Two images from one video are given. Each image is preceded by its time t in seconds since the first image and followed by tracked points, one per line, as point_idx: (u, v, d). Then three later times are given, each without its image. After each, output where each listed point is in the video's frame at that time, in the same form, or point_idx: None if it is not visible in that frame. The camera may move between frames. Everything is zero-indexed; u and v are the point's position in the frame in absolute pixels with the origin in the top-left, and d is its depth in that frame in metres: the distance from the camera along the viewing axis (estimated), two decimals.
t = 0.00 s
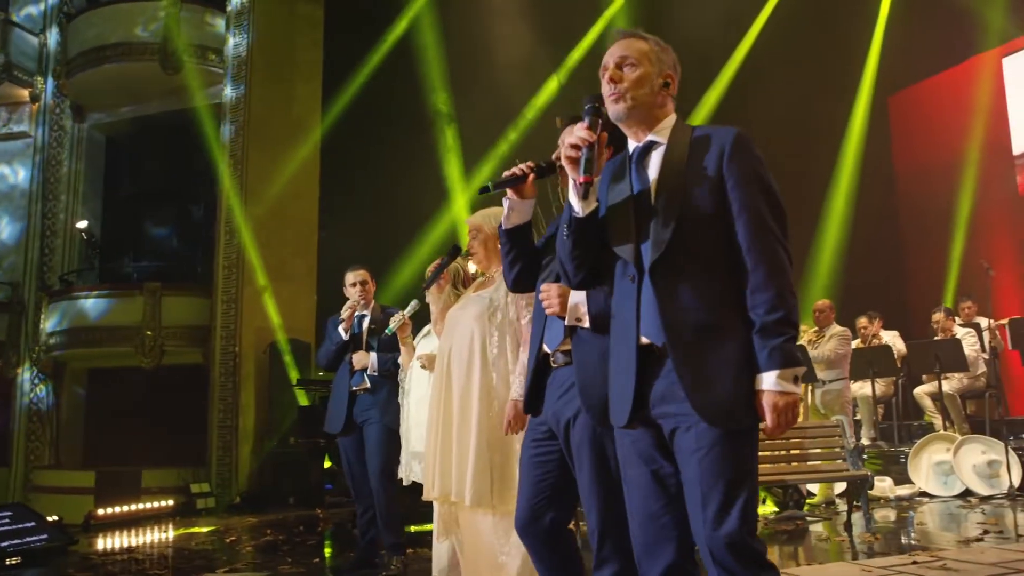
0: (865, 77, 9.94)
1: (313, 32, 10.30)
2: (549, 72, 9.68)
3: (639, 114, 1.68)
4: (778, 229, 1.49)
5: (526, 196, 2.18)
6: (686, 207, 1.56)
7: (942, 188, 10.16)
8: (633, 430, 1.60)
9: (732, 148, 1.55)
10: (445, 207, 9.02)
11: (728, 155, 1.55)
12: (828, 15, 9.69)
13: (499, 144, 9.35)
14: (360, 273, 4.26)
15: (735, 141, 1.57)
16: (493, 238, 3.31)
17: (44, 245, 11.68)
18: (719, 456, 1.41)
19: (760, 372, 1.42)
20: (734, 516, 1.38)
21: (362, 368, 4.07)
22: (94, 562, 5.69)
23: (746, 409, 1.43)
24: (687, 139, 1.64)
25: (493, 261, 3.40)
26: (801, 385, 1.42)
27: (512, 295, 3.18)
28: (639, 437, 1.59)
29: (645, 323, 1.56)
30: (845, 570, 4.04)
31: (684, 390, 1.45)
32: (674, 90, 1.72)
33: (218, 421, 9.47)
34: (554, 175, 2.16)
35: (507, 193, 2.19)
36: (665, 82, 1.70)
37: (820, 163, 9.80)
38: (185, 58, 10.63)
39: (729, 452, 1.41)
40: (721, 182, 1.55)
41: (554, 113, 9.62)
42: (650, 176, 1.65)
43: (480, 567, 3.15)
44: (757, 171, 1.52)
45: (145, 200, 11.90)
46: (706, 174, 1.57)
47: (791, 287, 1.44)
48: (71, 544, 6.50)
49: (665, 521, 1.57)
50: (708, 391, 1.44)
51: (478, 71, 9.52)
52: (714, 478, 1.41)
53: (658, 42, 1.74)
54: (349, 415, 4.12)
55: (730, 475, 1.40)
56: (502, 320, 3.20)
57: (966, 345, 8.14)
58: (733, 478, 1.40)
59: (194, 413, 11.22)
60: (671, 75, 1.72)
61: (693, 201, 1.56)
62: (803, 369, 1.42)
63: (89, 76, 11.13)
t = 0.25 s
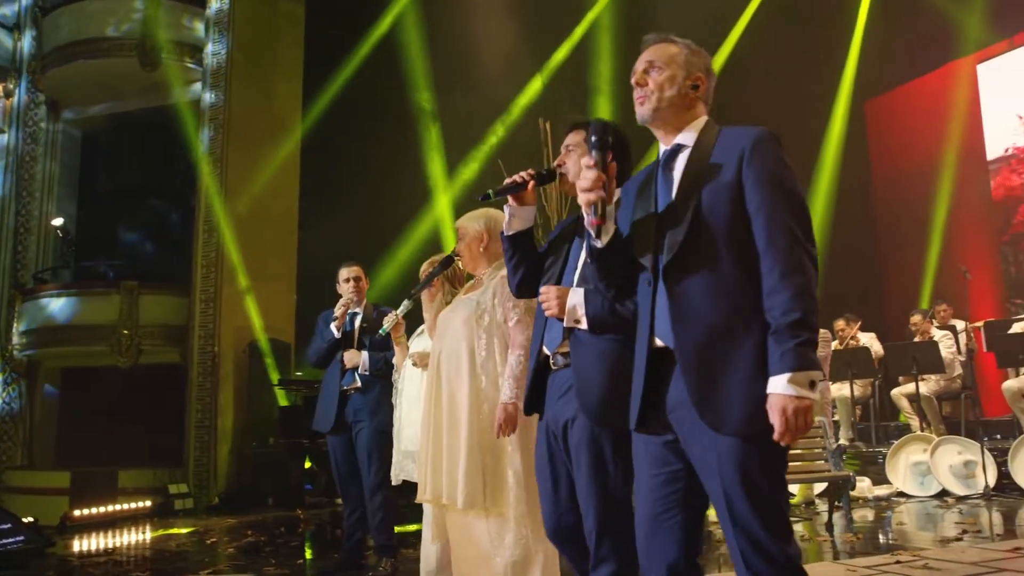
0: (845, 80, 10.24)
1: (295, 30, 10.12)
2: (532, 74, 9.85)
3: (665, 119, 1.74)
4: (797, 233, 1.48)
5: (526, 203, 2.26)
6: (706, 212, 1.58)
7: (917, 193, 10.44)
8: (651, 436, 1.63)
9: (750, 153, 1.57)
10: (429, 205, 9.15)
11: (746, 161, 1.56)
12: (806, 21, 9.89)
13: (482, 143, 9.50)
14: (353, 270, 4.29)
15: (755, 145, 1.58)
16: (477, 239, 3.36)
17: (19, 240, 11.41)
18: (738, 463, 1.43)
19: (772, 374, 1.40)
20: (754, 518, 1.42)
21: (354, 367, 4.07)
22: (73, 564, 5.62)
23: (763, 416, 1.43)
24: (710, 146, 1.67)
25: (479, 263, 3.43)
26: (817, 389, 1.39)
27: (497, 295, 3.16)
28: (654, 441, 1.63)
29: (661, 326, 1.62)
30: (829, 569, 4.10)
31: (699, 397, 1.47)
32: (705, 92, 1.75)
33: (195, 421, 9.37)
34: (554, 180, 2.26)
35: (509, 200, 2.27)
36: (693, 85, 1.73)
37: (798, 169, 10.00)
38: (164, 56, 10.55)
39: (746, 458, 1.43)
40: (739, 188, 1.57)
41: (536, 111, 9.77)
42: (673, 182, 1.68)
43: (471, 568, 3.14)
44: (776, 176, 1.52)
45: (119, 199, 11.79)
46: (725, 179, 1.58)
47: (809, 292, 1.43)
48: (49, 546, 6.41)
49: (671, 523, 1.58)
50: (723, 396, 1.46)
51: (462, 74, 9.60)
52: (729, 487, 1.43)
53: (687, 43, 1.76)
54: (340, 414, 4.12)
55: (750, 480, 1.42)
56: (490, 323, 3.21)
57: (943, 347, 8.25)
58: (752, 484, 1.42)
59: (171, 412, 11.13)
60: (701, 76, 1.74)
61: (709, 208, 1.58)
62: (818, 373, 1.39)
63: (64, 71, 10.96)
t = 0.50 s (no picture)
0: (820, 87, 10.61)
1: (273, 27, 9.71)
2: (515, 72, 10.12)
3: (690, 119, 1.77)
4: (815, 234, 1.48)
5: (527, 212, 2.35)
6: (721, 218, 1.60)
7: (889, 198, 10.65)
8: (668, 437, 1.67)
9: (769, 153, 1.57)
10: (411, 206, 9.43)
11: (762, 164, 1.57)
12: (780, 28, 10.16)
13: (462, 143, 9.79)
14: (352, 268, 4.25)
15: (772, 144, 1.58)
16: (460, 242, 3.38)
17: None
18: (753, 466, 1.46)
19: (782, 378, 1.42)
20: (771, 519, 1.44)
21: (347, 365, 4.06)
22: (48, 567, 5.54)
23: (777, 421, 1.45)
24: (734, 147, 1.66)
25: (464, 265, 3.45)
26: (828, 395, 1.40)
27: (476, 298, 3.22)
28: (672, 443, 1.67)
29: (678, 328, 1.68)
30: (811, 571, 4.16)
31: (712, 402, 1.51)
32: (734, 91, 1.77)
33: (169, 422, 9.23)
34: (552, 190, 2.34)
35: (509, 211, 2.37)
36: (720, 84, 1.75)
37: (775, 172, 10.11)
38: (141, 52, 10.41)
39: (760, 461, 1.45)
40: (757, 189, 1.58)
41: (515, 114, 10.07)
42: (697, 181, 1.70)
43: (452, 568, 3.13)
44: (792, 179, 1.52)
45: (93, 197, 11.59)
46: (743, 181, 1.59)
47: (824, 293, 1.44)
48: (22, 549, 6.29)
49: (684, 525, 1.63)
50: (736, 400, 1.49)
51: (445, 73, 9.87)
52: (742, 489, 1.47)
53: (714, 44, 1.79)
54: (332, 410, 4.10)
55: (766, 483, 1.45)
56: (469, 325, 3.24)
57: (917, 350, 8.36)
58: (768, 486, 1.45)
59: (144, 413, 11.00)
60: (728, 75, 1.77)
61: (724, 212, 1.59)
62: (829, 379, 1.41)
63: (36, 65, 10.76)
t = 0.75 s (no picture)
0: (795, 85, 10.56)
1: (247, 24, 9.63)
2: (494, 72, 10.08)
3: (703, 120, 1.86)
4: (827, 241, 1.54)
5: (529, 223, 2.72)
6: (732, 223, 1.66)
7: (860, 202, 10.85)
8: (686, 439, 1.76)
9: (780, 159, 1.64)
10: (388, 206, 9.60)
11: (776, 169, 1.63)
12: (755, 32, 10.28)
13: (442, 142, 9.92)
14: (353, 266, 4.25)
15: (784, 148, 1.65)
16: (441, 245, 3.39)
17: None
18: (767, 471, 1.52)
19: (794, 384, 1.48)
20: (781, 523, 1.51)
21: (338, 365, 4.05)
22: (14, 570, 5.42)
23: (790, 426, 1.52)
24: (746, 149, 1.73)
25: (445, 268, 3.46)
26: (841, 402, 1.46)
27: (451, 301, 3.25)
28: (686, 445, 1.76)
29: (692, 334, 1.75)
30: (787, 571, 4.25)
31: (725, 407, 1.58)
32: (748, 91, 1.85)
33: (140, 421, 8.87)
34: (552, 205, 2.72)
35: (514, 222, 2.73)
36: (733, 85, 1.84)
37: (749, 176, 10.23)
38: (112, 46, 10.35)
39: (774, 466, 1.52)
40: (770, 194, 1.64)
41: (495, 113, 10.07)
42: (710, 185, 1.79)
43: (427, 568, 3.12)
44: (803, 185, 1.58)
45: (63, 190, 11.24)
46: (756, 185, 1.65)
47: (835, 300, 1.49)
48: None
49: (694, 525, 1.73)
50: (749, 403, 1.56)
51: (423, 74, 9.90)
52: (754, 492, 1.54)
53: (729, 46, 1.88)
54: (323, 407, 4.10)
55: (780, 489, 1.52)
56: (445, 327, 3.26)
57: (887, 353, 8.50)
58: (781, 492, 1.52)
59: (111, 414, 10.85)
60: (741, 75, 1.85)
61: (737, 217, 1.66)
62: (842, 386, 1.46)
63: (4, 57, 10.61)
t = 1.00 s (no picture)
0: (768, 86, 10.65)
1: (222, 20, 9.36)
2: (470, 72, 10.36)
3: (704, 124, 1.95)
4: (828, 246, 1.60)
5: (529, 232, 2.81)
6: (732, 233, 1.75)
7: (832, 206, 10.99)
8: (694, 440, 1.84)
9: (780, 164, 1.70)
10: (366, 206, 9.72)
11: (775, 176, 1.70)
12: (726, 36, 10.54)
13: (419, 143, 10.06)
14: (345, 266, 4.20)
15: (783, 154, 1.72)
16: (419, 249, 3.41)
17: None
18: (771, 475, 1.60)
19: (799, 390, 1.54)
20: (783, 524, 1.59)
21: (325, 368, 4.07)
22: None
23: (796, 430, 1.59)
24: (748, 151, 1.81)
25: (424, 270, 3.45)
26: (846, 406, 1.52)
27: (427, 303, 3.26)
28: (696, 445, 1.84)
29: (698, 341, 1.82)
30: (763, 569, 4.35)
31: (731, 413, 1.66)
32: (749, 93, 1.92)
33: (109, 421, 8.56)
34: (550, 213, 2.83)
35: (515, 232, 2.82)
36: (733, 89, 1.92)
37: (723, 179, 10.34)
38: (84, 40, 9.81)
39: (779, 469, 1.59)
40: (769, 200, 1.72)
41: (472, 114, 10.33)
42: (713, 189, 1.87)
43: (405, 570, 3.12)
44: (802, 191, 1.65)
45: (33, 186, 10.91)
46: (757, 191, 1.73)
47: (837, 304, 1.55)
48: None
49: (700, 520, 1.80)
50: (751, 409, 1.64)
51: (401, 69, 10.08)
52: (758, 494, 1.62)
53: (729, 51, 1.96)
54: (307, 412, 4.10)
55: (785, 493, 1.59)
56: (421, 329, 3.27)
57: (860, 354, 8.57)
58: (784, 495, 1.59)
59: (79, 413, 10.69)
60: (741, 79, 1.92)
61: (738, 226, 1.74)
62: (846, 390, 1.52)
63: None
